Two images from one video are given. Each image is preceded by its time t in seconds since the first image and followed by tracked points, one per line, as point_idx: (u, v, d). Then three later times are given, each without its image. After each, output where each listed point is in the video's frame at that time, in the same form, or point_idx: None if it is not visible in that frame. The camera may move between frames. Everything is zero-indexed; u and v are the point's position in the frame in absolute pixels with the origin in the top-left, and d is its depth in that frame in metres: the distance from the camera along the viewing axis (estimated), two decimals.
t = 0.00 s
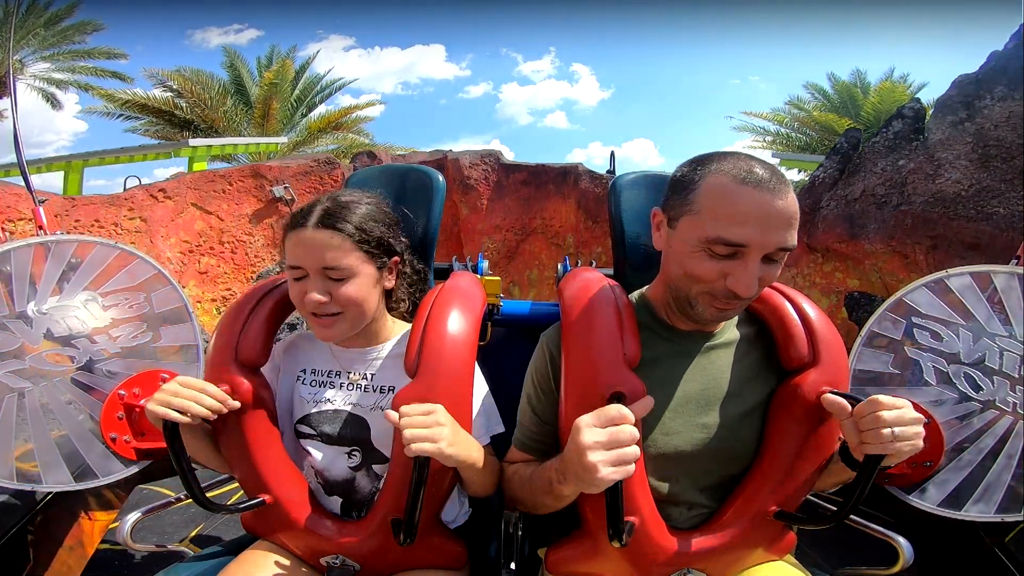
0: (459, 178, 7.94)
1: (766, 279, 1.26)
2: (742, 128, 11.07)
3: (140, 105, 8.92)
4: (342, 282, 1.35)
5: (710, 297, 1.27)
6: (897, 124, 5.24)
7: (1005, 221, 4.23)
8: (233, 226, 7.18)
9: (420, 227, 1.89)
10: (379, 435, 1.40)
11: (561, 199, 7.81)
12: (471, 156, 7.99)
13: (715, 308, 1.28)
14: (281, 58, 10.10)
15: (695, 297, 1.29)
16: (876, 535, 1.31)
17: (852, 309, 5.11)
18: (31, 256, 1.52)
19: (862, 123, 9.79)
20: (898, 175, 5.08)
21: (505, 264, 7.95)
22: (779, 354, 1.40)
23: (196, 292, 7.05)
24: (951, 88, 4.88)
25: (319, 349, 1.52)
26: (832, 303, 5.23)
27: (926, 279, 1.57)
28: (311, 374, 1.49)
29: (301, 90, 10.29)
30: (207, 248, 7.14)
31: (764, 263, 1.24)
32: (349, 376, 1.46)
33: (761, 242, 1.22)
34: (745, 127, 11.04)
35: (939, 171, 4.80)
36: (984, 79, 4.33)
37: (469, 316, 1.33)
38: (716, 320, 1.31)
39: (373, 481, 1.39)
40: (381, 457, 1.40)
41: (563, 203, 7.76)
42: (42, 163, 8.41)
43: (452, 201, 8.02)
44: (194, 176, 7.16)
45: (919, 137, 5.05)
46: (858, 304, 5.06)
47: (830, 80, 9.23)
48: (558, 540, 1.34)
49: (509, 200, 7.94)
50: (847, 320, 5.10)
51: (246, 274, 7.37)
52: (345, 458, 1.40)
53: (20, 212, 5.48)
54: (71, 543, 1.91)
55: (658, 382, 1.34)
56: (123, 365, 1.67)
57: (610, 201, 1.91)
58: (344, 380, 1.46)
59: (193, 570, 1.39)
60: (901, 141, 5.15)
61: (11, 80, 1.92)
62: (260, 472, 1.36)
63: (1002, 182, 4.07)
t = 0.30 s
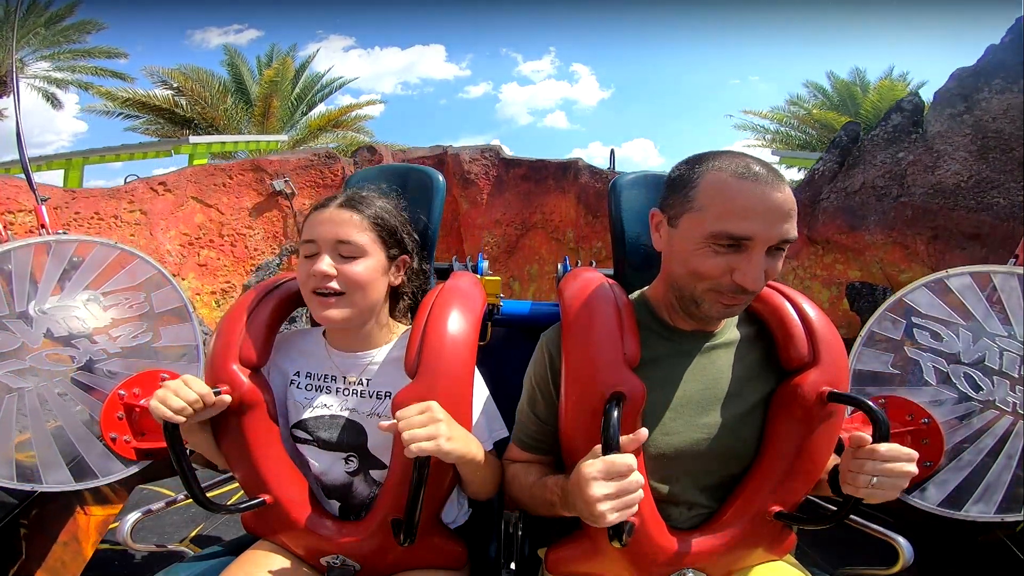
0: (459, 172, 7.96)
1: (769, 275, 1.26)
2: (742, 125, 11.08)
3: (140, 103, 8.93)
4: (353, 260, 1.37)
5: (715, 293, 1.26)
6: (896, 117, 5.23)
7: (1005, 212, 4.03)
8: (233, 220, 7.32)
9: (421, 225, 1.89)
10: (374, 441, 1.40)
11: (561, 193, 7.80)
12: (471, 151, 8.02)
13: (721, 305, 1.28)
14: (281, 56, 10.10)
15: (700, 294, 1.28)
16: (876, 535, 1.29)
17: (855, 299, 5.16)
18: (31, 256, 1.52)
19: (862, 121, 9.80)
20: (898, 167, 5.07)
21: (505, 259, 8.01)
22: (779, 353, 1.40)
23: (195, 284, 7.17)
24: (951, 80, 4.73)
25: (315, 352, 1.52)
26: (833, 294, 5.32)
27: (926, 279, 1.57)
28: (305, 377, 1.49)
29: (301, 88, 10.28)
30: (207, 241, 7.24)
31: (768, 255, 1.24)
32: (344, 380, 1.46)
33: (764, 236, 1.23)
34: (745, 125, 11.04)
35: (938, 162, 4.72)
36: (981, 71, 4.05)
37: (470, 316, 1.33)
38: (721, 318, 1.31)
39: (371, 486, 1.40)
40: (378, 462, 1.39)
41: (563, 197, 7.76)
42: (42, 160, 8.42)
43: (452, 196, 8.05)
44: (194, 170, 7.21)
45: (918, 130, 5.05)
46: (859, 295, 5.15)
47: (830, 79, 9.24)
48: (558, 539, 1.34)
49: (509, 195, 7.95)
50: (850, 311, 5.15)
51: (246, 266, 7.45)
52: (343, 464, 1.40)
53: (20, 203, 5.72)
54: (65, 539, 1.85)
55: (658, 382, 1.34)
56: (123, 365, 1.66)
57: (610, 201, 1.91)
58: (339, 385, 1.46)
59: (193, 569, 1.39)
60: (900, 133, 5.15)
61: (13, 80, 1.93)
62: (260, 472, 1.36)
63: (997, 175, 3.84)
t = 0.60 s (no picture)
0: (459, 167, 7.96)
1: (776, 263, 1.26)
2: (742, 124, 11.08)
3: (141, 101, 8.94)
4: (343, 286, 1.35)
5: (724, 283, 1.26)
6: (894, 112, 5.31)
7: (1006, 202, 4.30)
8: (233, 213, 7.35)
9: (421, 227, 1.93)
10: (371, 443, 1.39)
11: (562, 188, 7.81)
12: (471, 146, 8.02)
13: (731, 295, 1.27)
14: (282, 54, 10.10)
15: (709, 286, 1.27)
16: (876, 535, 1.28)
17: (856, 290, 5.08)
18: (30, 257, 1.53)
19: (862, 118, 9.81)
20: (898, 160, 5.07)
21: (505, 253, 8.03)
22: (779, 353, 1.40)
23: (195, 276, 7.15)
24: (947, 75, 4.86)
25: (308, 352, 1.50)
26: (834, 286, 5.19)
27: (926, 279, 1.57)
28: (298, 378, 1.47)
29: (302, 86, 10.23)
30: (207, 234, 7.26)
31: (772, 241, 1.25)
32: (338, 382, 1.45)
33: (767, 221, 1.23)
34: (745, 123, 11.05)
35: (939, 155, 4.83)
36: (982, 65, 4.45)
37: (469, 316, 1.33)
38: (732, 309, 1.29)
39: (370, 488, 1.39)
40: (374, 465, 1.39)
41: (563, 192, 7.77)
42: (43, 158, 8.42)
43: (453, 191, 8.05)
44: (195, 163, 7.32)
45: (917, 123, 5.07)
46: (861, 285, 5.07)
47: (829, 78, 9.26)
48: (558, 539, 1.34)
49: (509, 189, 7.96)
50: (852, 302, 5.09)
51: (246, 259, 7.48)
52: (339, 466, 1.39)
53: (20, 194, 5.85)
54: (60, 533, 1.85)
55: (658, 383, 1.34)
56: (123, 364, 1.66)
57: (610, 201, 1.91)
58: (333, 386, 1.45)
59: (193, 570, 1.39)
60: (899, 127, 5.16)
61: (14, 79, 1.93)
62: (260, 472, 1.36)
63: (998, 166, 4.23)
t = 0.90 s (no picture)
0: (459, 163, 7.92)
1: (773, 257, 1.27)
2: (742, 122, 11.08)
3: (142, 99, 8.96)
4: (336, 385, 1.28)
5: (725, 277, 1.26)
6: (893, 105, 5.19)
7: (1006, 192, 4.21)
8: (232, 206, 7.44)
9: (420, 228, 1.97)
10: (368, 450, 1.38)
11: (562, 183, 7.82)
12: (472, 141, 7.97)
13: (733, 289, 1.26)
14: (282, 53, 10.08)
15: (707, 282, 1.27)
16: (876, 535, 1.27)
17: (857, 281, 5.16)
18: (31, 256, 1.55)
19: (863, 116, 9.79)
20: (898, 152, 5.03)
21: (505, 248, 8.06)
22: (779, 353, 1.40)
23: (194, 268, 7.38)
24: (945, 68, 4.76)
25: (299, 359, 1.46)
26: (835, 277, 5.30)
27: (926, 279, 1.57)
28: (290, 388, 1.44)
29: (302, 85, 10.20)
30: (207, 227, 7.41)
31: (770, 234, 1.25)
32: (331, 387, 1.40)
33: (764, 215, 1.24)
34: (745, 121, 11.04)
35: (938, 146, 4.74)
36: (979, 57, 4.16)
37: (469, 317, 1.32)
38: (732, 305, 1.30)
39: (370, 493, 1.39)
40: (374, 470, 1.38)
41: (564, 187, 7.78)
42: (44, 156, 8.45)
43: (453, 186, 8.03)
44: (196, 158, 7.36)
45: (916, 116, 4.96)
46: (862, 275, 5.14)
47: (829, 77, 9.25)
48: (559, 539, 1.34)
49: (509, 184, 7.97)
50: (853, 292, 5.17)
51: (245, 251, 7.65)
52: (339, 471, 1.39)
53: (20, 187, 6.05)
54: (55, 527, 1.86)
55: (658, 383, 1.34)
56: (123, 364, 1.65)
57: (610, 201, 1.90)
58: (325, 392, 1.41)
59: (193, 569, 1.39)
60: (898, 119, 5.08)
61: (14, 76, 1.92)
62: (261, 472, 1.36)
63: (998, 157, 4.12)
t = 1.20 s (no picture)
0: (460, 157, 7.95)
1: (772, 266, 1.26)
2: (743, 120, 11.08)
3: (142, 97, 8.97)
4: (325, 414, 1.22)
5: (717, 284, 1.26)
6: (893, 98, 5.22)
7: (1005, 182, 4.33)
8: (233, 199, 7.51)
9: (420, 229, 1.97)
10: (363, 455, 1.38)
11: (562, 178, 7.82)
12: (472, 136, 8.00)
13: (723, 296, 1.27)
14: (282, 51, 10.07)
15: (702, 285, 1.28)
16: (875, 534, 1.27)
17: (858, 271, 5.14)
18: (31, 256, 1.55)
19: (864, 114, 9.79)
20: (897, 144, 5.06)
21: (505, 243, 8.08)
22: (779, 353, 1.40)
23: (194, 260, 7.41)
24: (943, 62, 4.81)
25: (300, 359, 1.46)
26: (837, 268, 5.30)
27: (926, 279, 1.57)
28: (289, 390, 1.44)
29: (302, 83, 10.19)
30: (207, 220, 7.43)
31: (769, 246, 1.24)
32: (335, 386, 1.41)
33: (765, 226, 1.23)
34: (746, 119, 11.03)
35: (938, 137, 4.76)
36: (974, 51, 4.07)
37: (469, 317, 1.32)
38: (727, 310, 1.30)
39: (366, 496, 1.40)
40: (368, 475, 1.39)
41: (564, 182, 7.78)
42: (45, 154, 8.46)
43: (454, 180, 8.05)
44: (198, 152, 7.51)
45: (915, 109, 5.03)
46: (863, 265, 5.11)
47: (829, 75, 9.26)
48: (559, 539, 1.34)
49: (509, 178, 7.97)
50: (854, 283, 5.13)
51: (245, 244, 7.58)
52: (333, 477, 1.40)
53: (20, 178, 6.22)
54: (51, 522, 1.86)
55: (657, 383, 1.34)
56: (123, 364, 1.65)
57: (610, 200, 1.90)
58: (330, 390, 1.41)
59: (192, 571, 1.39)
60: (898, 112, 5.12)
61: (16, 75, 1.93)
62: (262, 473, 1.34)
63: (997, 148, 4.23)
